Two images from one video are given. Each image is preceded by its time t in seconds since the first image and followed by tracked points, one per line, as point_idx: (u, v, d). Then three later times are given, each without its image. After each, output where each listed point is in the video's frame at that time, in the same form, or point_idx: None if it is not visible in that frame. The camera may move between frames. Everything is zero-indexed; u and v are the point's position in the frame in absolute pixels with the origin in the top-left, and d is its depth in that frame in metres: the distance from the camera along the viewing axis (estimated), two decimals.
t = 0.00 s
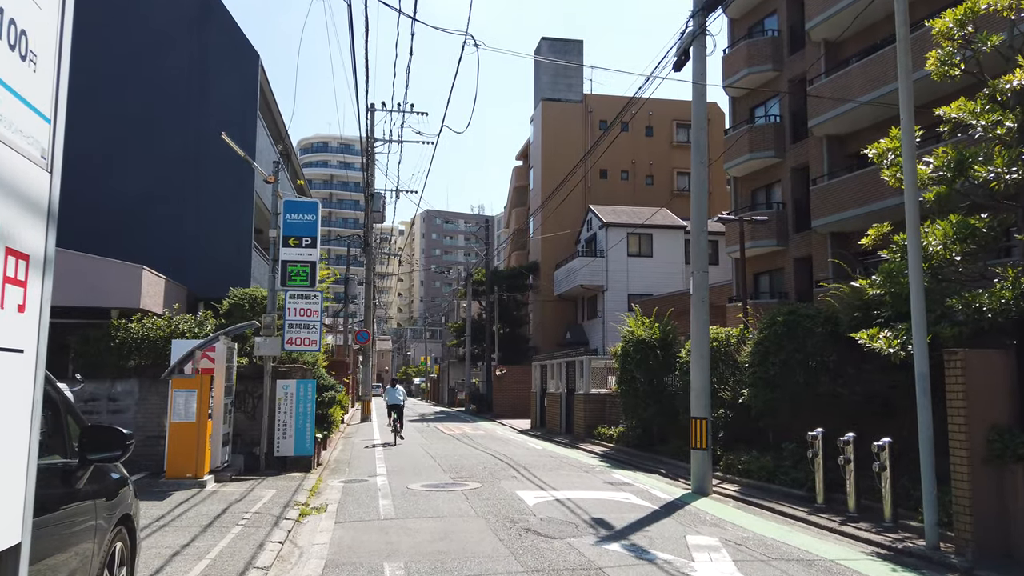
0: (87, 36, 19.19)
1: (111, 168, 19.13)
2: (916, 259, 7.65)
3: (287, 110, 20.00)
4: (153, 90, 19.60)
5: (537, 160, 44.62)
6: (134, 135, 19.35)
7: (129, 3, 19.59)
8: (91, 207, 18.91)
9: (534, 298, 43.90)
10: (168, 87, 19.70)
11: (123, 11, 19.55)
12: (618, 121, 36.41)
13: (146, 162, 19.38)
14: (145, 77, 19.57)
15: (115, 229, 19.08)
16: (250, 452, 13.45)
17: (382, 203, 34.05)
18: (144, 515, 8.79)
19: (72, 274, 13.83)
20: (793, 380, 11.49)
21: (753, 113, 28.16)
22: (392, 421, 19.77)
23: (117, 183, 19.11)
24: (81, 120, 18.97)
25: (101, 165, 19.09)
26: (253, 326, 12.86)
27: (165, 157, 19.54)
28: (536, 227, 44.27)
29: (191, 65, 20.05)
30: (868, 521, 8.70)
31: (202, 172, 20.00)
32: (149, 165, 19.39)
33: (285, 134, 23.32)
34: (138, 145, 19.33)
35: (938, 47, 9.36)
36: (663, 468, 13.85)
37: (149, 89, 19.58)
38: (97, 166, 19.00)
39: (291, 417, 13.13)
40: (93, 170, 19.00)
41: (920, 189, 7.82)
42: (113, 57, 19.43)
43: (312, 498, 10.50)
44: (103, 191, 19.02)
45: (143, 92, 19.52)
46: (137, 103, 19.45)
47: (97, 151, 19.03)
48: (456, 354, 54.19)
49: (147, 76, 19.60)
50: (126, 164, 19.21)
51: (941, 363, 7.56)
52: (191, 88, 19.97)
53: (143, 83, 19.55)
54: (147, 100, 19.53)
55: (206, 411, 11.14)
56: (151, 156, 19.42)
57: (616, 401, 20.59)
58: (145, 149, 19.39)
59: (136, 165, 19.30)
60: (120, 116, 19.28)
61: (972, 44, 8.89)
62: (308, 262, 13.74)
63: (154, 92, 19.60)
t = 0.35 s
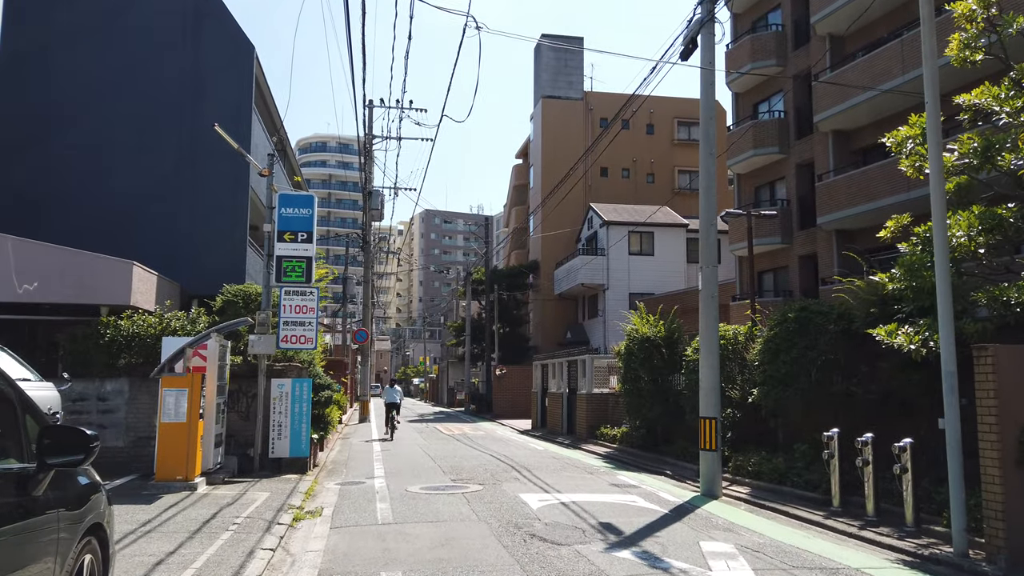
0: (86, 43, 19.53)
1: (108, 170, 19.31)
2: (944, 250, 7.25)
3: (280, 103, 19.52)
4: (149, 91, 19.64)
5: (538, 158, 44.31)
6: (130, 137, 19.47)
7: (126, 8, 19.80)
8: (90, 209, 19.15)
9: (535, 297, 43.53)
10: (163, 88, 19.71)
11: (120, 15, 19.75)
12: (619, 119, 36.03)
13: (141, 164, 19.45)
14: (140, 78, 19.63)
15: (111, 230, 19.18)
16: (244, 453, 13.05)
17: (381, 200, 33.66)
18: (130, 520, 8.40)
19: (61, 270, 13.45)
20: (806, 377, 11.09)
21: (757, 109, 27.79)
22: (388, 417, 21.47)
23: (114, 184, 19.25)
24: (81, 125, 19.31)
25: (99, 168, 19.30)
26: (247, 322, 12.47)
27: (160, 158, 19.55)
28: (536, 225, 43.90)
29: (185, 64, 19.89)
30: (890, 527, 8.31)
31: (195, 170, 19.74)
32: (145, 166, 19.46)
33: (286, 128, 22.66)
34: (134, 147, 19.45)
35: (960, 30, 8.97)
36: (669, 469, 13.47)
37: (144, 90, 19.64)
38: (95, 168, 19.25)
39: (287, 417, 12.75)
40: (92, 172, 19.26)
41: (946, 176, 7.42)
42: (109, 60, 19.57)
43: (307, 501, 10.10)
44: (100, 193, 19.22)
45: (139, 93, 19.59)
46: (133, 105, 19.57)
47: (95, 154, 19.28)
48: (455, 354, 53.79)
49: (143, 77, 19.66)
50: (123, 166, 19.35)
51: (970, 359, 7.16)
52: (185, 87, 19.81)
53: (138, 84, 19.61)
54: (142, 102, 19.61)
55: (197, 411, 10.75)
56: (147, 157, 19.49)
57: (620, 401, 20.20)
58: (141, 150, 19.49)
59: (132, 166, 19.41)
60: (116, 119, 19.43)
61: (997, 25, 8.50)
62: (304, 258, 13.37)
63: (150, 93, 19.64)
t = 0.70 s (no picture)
0: (83, 43, 19.34)
1: (105, 171, 19.12)
2: (973, 245, 6.87)
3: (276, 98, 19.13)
4: (145, 91, 19.49)
5: (538, 156, 43.91)
6: (127, 137, 19.29)
7: (122, 7, 19.62)
8: (87, 210, 18.96)
9: (535, 297, 43.15)
10: (159, 88, 19.56)
11: (116, 15, 19.58)
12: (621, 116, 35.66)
13: (138, 164, 19.29)
14: (136, 79, 19.48)
15: (109, 231, 19.01)
16: (238, 457, 12.66)
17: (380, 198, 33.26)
18: (116, 530, 7.99)
19: (50, 269, 13.09)
20: (820, 379, 10.71)
21: (761, 105, 27.40)
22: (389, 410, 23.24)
23: (111, 185, 19.06)
24: (78, 125, 19.12)
25: (95, 168, 19.10)
26: (242, 322, 12.09)
27: (157, 158, 19.38)
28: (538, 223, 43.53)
29: (180, 64, 19.72)
30: (913, 536, 7.93)
31: (192, 170, 19.50)
32: (142, 166, 19.28)
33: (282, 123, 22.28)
34: (131, 147, 19.27)
35: (984, 16, 8.57)
36: (676, 473, 13.11)
37: (140, 90, 19.48)
38: (92, 169, 19.06)
39: (281, 420, 12.43)
40: (89, 173, 19.07)
41: (974, 166, 7.03)
42: (106, 60, 19.41)
43: (302, 509, 9.70)
44: (98, 194, 19.04)
45: (135, 93, 19.43)
46: (129, 104, 19.39)
47: (92, 155, 19.10)
48: (455, 354, 53.37)
49: (139, 77, 19.51)
50: (120, 166, 19.16)
51: (1003, 362, 6.76)
52: (180, 86, 19.66)
53: (134, 85, 19.45)
54: (139, 102, 19.44)
55: (189, 415, 10.32)
56: (143, 157, 19.32)
57: (623, 402, 19.82)
58: (138, 150, 19.32)
59: (129, 166, 19.23)
60: (113, 119, 19.25)
61: None
62: (300, 256, 12.95)
63: (146, 93, 19.50)
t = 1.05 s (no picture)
0: (79, 45, 19.00)
1: (103, 174, 18.78)
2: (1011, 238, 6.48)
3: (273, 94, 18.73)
4: (143, 92, 19.18)
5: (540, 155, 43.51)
6: (124, 140, 18.96)
7: (118, 8, 19.28)
8: (86, 214, 18.64)
9: (537, 296, 42.79)
10: (156, 90, 19.27)
11: (112, 17, 19.23)
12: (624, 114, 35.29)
13: (136, 166, 18.97)
14: (133, 80, 19.16)
15: (108, 235, 18.72)
16: (235, 459, 12.29)
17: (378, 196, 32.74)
18: (104, 537, 7.60)
19: (42, 264, 12.70)
20: (838, 379, 10.33)
21: (766, 101, 27.04)
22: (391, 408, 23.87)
23: (110, 188, 18.74)
24: (75, 127, 18.77)
25: (93, 171, 18.76)
26: (237, 321, 11.73)
27: (155, 160, 19.06)
28: (540, 222, 43.16)
29: (177, 65, 19.43)
30: (942, 544, 7.56)
31: (190, 172, 19.19)
32: (140, 169, 18.97)
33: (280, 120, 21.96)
34: (128, 150, 18.95)
35: None
36: (686, 476, 12.75)
37: (137, 91, 19.16)
38: (90, 172, 18.72)
39: (280, 421, 12.05)
40: (86, 176, 18.73)
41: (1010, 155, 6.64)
42: (103, 62, 19.08)
43: (301, 513, 9.34)
44: (97, 198, 18.71)
45: (132, 95, 19.11)
46: (127, 107, 19.06)
47: (90, 158, 18.75)
48: (455, 354, 52.99)
49: (136, 79, 19.19)
50: (117, 169, 18.83)
51: None
52: (178, 88, 19.37)
53: (131, 86, 19.13)
54: (136, 104, 19.12)
55: (183, 415, 9.95)
56: (141, 160, 19.00)
57: (628, 403, 19.47)
58: (136, 153, 19.01)
59: (128, 169, 18.92)
60: (110, 121, 18.93)
61: None
62: (299, 251, 12.57)
63: (143, 94, 19.18)
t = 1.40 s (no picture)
0: (80, 45, 18.69)
1: (103, 174, 18.46)
2: None
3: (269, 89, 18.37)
4: (142, 93, 18.88)
5: (541, 154, 43.16)
6: (124, 141, 18.65)
7: (119, 8, 19.02)
8: (85, 216, 18.28)
9: (537, 297, 42.44)
10: (157, 89, 18.98)
11: (112, 17, 18.95)
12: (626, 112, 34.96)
13: (136, 168, 18.66)
14: (133, 81, 18.85)
15: (107, 237, 18.37)
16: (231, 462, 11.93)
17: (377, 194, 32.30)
18: (92, 546, 7.23)
19: (32, 261, 12.33)
20: (855, 380, 9.99)
21: (770, 99, 26.72)
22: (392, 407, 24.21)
23: (111, 188, 18.43)
24: (75, 128, 18.44)
25: (92, 172, 18.42)
26: (233, 319, 11.34)
27: (155, 161, 18.75)
28: (540, 221, 42.83)
29: (176, 63, 19.17)
30: (971, 553, 7.23)
31: (191, 173, 18.91)
32: (140, 171, 18.66)
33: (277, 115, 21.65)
34: (128, 151, 18.63)
35: None
36: (695, 480, 12.40)
37: (137, 92, 18.86)
38: (89, 173, 18.37)
39: (277, 423, 11.70)
40: (85, 178, 18.37)
41: None
42: (103, 63, 18.78)
43: (298, 519, 8.98)
44: (99, 198, 18.38)
45: (134, 96, 18.84)
46: (127, 107, 18.76)
47: (89, 159, 18.40)
48: (455, 355, 52.60)
49: (136, 79, 18.88)
50: (119, 169, 18.54)
51: None
52: (178, 87, 19.09)
53: (131, 87, 18.83)
54: (136, 104, 18.83)
55: (177, 416, 9.60)
56: (141, 162, 18.69)
57: (632, 404, 19.11)
58: (136, 154, 18.69)
59: (128, 171, 18.61)
60: (110, 122, 18.60)
61: None
62: (297, 248, 12.24)
63: (143, 95, 18.88)
